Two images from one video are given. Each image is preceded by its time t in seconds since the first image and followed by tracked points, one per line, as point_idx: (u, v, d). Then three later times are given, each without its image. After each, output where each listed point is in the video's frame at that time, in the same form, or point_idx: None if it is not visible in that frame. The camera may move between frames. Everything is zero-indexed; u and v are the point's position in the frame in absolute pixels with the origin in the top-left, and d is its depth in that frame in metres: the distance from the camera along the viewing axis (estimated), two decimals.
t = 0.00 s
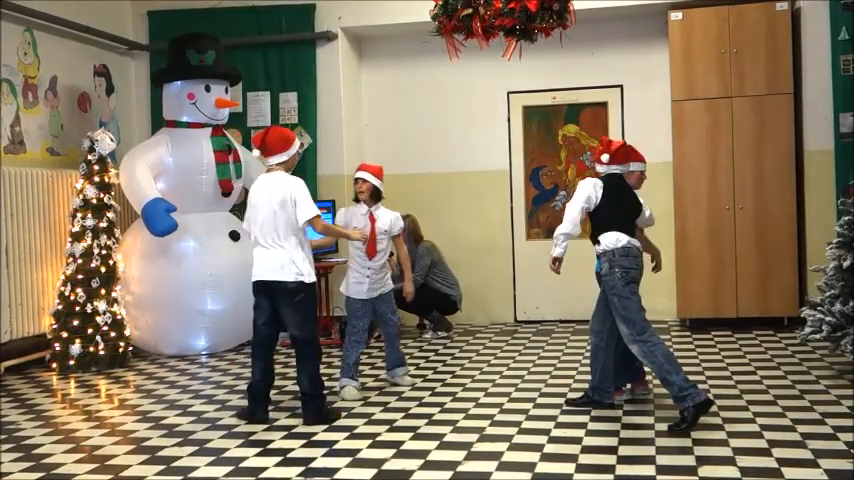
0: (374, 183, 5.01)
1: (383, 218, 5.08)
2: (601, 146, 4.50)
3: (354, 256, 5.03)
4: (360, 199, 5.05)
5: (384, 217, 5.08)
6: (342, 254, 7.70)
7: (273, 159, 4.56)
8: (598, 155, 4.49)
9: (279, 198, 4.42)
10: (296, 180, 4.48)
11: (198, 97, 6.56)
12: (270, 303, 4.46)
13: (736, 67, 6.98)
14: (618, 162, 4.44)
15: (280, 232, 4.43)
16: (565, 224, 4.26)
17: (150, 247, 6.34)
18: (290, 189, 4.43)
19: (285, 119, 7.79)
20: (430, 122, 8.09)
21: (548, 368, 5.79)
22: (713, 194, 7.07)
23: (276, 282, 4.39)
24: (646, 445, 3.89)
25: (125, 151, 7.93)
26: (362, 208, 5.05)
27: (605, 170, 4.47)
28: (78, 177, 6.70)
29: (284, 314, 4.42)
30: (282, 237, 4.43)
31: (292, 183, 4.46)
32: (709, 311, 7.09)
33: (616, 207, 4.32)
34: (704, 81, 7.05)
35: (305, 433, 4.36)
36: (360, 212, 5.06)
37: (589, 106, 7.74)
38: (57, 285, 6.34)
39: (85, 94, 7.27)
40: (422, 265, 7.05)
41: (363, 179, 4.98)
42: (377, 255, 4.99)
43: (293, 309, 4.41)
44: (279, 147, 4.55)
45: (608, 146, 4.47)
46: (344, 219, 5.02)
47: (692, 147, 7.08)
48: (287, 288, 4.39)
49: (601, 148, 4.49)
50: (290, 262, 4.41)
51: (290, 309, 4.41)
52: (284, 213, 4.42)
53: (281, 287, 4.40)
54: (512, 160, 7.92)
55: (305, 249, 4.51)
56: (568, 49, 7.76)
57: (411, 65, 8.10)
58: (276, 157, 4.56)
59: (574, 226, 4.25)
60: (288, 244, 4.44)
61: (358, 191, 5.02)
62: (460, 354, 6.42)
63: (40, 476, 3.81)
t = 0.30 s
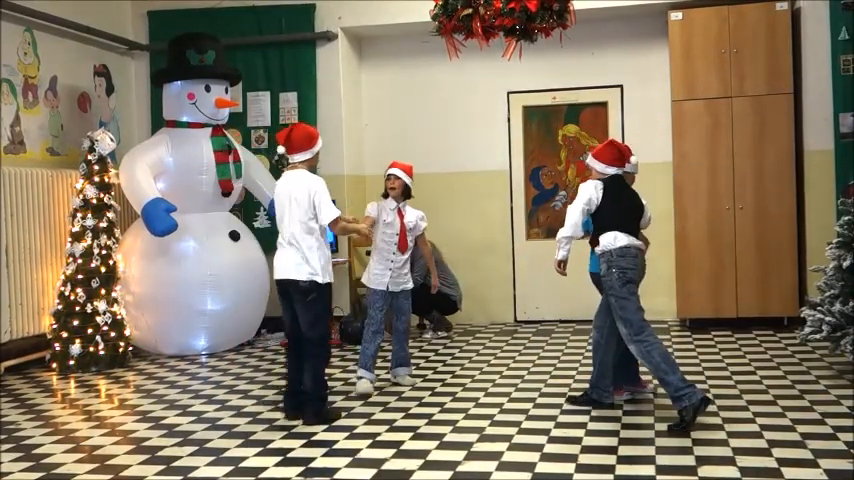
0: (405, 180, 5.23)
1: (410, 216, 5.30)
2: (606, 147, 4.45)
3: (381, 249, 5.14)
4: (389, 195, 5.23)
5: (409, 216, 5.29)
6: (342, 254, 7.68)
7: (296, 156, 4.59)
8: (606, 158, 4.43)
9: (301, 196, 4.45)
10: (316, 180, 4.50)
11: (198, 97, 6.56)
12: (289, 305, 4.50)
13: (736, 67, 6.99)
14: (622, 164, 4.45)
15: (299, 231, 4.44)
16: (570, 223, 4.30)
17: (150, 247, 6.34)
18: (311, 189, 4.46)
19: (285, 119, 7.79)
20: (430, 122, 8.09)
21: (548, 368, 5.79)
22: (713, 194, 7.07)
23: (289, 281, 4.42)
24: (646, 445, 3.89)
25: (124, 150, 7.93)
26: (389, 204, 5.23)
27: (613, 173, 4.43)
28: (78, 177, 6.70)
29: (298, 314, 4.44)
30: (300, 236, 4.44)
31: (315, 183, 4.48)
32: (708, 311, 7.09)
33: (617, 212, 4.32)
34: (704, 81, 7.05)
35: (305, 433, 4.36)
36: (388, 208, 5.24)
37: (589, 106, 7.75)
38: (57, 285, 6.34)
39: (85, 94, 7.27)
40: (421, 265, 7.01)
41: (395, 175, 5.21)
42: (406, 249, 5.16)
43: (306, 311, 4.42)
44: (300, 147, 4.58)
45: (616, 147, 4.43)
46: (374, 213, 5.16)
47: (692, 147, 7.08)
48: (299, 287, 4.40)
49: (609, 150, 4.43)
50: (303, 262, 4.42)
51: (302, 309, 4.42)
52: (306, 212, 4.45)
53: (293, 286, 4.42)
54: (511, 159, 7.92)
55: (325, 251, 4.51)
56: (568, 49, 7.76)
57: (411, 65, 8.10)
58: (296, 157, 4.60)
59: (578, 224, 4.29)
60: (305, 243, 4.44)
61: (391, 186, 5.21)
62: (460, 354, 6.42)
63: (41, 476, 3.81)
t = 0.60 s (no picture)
0: (401, 180, 5.21)
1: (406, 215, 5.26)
2: (600, 143, 4.46)
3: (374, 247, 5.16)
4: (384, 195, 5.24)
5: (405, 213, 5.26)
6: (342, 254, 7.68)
7: (313, 161, 4.64)
8: (600, 152, 4.44)
9: (315, 200, 4.47)
10: (331, 186, 4.50)
11: (198, 98, 6.56)
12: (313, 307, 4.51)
13: (736, 67, 6.99)
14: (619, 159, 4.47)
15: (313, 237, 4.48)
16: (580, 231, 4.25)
17: (149, 247, 6.34)
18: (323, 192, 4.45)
19: (285, 119, 7.79)
20: (430, 122, 8.09)
21: (548, 368, 5.79)
22: (713, 194, 7.07)
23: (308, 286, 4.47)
24: (646, 445, 3.90)
25: (125, 150, 7.92)
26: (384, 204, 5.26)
27: (609, 169, 4.43)
28: (78, 176, 6.70)
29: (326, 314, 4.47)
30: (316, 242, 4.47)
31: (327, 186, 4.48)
32: (708, 311, 7.09)
33: (623, 209, 4.34)
34: (704, 81, 7.05)
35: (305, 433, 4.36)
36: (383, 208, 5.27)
37: (589, 106, 7.74)
38: (57, 285, 6.34)
39: (86, 94, 7.27)
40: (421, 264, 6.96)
41: (391, 175, 5.20)
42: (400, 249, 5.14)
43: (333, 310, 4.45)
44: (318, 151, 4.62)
45: (610, 142, 4.44)
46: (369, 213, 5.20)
47: (692, 148, 7.08)
48: (318, 291, 4.44)
49: (603, 145, 4.45)
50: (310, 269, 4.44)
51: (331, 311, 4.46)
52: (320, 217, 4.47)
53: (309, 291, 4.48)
54: (512, 159, 7.92)
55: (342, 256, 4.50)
56: (568, 49, 7.76)
57: (412, 65, 8.10)
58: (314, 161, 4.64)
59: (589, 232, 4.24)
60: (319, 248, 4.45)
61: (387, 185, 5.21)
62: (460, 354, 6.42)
63: (41, 476, 3.81)
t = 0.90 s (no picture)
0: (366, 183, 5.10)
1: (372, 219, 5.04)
2: (614, 128, 4.33)
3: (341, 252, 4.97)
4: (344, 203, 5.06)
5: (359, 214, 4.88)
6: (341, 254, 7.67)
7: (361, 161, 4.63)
8: (614, 139, 4.30)
9: (356, 200, 4.49)
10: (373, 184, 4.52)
11: (198, 98, 6.55)
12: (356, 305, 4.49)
13: (736, 67, 6.98)
14: (633, 146, 4.32)
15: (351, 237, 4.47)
16: (621, 244, 4.03)
17: (150, 247, 6.33)
18: (367, 194, 4.47)
19: (285, 119, 7.79)
20: (430, 122, 8.09)
21: (548, 368, 5.79)
22: (713, 194, 7.07)
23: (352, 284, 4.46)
24: (646, 445, 3.89)
25: (125, 150, 7.92)
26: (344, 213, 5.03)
27: (623, 156, 4.30)
28: (78, 176, 6.70)
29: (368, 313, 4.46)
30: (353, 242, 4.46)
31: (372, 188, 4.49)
32: (709, 311, 7.09)
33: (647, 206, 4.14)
34: (704, 81, 7.05)
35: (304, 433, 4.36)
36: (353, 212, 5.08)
37: (589, 106, 7.74)
38: (57, 285, 6.34)
39: (85, 94, 7.27)
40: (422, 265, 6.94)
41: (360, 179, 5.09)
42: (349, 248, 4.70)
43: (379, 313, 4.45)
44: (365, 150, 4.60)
45: (624, 129, 4.31)
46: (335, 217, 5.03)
47: (692, 148, 7.08)
48: (366, 289, 4.43)
49: (617, 132, 4.31)
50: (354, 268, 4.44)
51: (374, 309, 4.44)
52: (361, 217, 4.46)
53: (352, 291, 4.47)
54: (511, 159, 7.92)
55: (387, 258, 4.52)
56: (568, 49, 7.76)
57: (412, 65, 8.10)
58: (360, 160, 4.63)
59: (632, 246, 4.02)
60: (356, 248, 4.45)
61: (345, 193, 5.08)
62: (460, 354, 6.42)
63: (40, 475, 3.81)
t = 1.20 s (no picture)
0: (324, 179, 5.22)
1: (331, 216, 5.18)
2: (603, 120, 4.21)
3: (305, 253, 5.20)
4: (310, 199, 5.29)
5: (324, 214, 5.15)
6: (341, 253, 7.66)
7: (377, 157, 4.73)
8: (603, 131, 4.20)
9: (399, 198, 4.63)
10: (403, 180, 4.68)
11: (198, 98, 6.56)
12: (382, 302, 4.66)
13: (736, 67, 6.99)
14: (624, 137, 4.23)
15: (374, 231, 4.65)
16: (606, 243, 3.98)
17: (150, 247, 6.33)
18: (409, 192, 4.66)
19: (285, 119, 7.79)
20: (430, 122, 8.09)
21: (548, 368, 5.79)
22: (712, 194, 7.07)
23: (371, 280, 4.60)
24: (646, 445, 3.90)
25: (125, 150, 7.92)
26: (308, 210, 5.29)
27: (612, 148, 4.21)
28: (78, 176, 6.70)
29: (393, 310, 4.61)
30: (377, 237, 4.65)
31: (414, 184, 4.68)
32: (708, 311, 7.10)
33: (642, 196, 4.08)
34: (704, 81, 7.05)
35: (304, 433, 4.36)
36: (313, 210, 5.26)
37: (589, 106, 7.75)
38: (57, 285, 6.34)
39: (85, 94, 7.27)
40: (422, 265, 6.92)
41: (319, 178, 5.23)
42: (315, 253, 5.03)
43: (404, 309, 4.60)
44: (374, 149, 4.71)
45: (613, 121, 4.20)
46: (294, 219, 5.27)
47: (692, 148, 7.08)
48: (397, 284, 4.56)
49: (606, 124, 4.20)
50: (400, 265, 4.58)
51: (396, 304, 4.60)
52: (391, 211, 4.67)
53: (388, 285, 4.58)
54: (511, 160, 7.92)
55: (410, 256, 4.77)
56: (568, 49, 7.76)
57: (412, 65, 8.10)
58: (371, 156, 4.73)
59: (618, 246, 3.97)
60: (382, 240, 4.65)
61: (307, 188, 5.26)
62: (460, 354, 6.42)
63: (40, 475, 3.81)
